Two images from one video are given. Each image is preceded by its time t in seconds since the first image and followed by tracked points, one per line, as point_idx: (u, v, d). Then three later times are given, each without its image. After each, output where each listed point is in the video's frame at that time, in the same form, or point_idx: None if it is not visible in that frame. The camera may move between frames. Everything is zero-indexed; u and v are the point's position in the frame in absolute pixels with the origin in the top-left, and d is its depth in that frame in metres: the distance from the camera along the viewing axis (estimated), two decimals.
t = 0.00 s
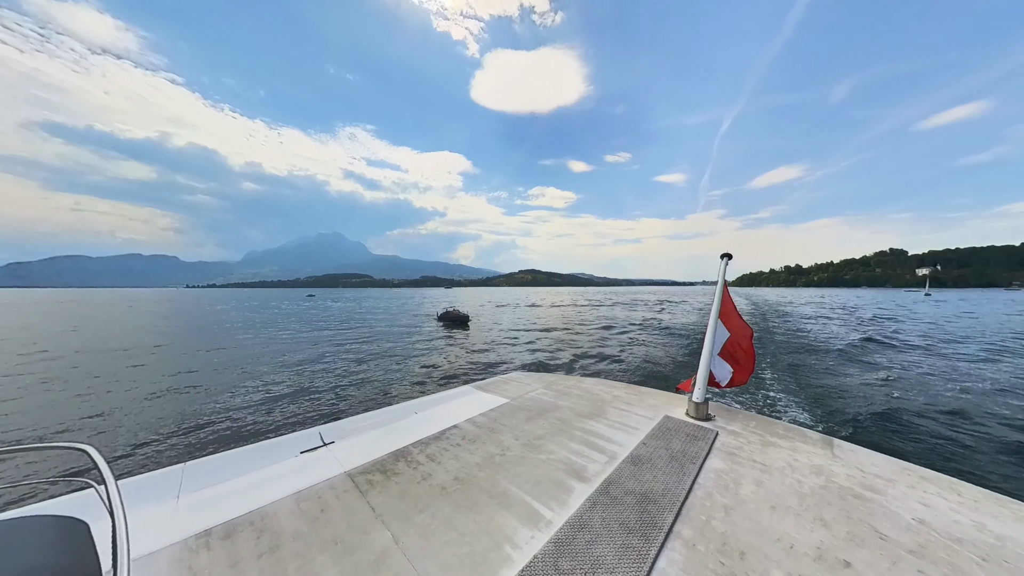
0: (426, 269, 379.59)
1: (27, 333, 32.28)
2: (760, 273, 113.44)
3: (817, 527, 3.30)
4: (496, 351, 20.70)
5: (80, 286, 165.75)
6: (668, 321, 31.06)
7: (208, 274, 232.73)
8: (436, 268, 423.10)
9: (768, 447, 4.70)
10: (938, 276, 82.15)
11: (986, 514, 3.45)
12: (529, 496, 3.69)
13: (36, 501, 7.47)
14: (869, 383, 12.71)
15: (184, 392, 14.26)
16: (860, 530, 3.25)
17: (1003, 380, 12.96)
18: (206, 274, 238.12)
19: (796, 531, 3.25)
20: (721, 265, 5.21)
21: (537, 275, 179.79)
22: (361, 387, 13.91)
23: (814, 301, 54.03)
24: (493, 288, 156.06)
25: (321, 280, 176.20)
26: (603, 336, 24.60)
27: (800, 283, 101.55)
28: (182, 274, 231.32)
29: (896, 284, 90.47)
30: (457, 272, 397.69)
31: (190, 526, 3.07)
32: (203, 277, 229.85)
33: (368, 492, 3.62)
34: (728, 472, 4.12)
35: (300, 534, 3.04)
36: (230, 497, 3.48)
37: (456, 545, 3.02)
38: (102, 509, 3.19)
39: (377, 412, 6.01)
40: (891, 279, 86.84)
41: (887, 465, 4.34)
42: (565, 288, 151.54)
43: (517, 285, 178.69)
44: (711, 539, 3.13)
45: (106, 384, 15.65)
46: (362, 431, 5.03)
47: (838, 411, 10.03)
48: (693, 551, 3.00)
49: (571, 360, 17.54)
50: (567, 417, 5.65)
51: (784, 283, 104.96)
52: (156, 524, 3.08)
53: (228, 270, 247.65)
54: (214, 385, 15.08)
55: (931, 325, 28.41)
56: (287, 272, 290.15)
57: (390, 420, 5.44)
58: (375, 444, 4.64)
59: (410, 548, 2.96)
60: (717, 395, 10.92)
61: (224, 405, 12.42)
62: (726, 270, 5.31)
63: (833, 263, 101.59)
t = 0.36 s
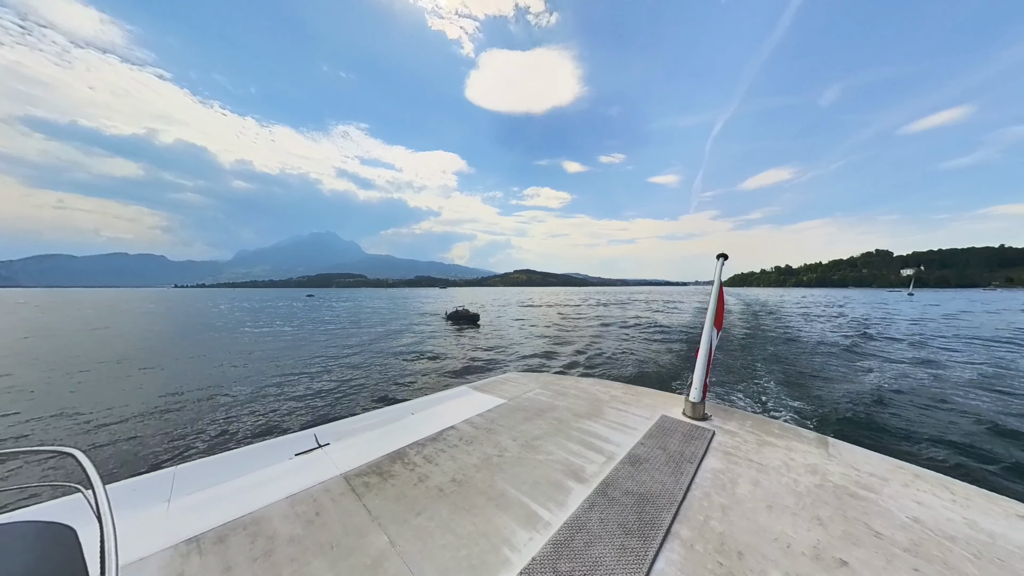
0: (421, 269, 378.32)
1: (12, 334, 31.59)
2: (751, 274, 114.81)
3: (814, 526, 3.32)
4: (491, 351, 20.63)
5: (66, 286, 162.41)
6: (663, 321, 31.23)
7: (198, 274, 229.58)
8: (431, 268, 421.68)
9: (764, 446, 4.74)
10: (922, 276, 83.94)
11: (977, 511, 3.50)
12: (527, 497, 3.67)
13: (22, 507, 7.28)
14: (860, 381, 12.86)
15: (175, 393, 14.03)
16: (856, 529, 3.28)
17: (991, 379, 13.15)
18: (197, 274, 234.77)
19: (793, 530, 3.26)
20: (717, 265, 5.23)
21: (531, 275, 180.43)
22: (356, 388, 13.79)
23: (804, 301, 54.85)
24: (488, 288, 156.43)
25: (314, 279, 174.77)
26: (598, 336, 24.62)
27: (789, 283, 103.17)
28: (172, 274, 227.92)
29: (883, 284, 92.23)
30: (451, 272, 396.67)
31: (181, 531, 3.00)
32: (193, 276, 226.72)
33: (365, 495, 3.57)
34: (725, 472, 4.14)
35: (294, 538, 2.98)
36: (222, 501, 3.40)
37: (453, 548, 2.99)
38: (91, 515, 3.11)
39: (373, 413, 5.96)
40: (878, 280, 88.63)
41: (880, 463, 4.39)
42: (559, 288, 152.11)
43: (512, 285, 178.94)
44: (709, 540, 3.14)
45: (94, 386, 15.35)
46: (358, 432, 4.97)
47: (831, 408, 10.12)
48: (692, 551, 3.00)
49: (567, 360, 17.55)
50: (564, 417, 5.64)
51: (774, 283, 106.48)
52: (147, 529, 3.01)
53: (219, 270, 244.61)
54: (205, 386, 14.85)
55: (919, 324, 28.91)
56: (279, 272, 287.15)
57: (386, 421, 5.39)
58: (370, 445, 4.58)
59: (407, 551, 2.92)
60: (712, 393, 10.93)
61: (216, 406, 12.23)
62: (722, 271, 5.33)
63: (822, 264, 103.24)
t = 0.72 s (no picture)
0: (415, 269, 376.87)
1: None
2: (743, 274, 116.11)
3: (806, 522, 3.39)
4: (487, 351, 20.63)
5: (51, 285, 159.15)
6: (657, 321, 31.45)
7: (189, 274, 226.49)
8: (425, 268, 420.17)
9: (758, 444, 4.81)
10: (907, 277, 85.76)
11: (964, 507, 3.59)
12: (525, 496, 3.70)
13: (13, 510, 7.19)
14: (851, 378, 13.02)
15: (167, 394, 13.86)
16: (846, 524, 3.35)
17: (982, 374, 13.32)
18: (187, 273, 231.45)
19: (786, 526, 3.33)
20: (711, 266, 5.30)
21: (526, 275, 180.75)
22: (353, 388, 13.72)
23: (795, 300, 55.57)
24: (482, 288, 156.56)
25: (307, 279, 173.14)
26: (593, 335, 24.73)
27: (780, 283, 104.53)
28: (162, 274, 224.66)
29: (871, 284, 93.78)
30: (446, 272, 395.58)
31: (177, 534, 2.97)
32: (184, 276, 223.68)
33: (363, 495, 3.57)
34: (720, 470, 4.20)
35: (293, 539, 2.98)
36: (219, 503, 3.38)
37: (452, 547, 3.00)
38: (87, 518, 3.08)
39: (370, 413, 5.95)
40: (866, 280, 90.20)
41: (871, 460, 4.48)
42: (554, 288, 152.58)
43: (507, 285, 179.14)
44: (704, 536, 3.19)
45: (85, 387, 15.12)
46: (355, 433, 4.96)
47: (823, 405, 10.24)
48: (687, 548, 3.05)
49: (563, 360, 17.62)
50: (561, 416, 5.68)
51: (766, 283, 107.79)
52: (145, 531, 2.99)
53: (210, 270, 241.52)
54: (199, 387, 14.70)
55: (907, 322, 29.38)
56: (272, 271, 284.31)
57: (384, 422, 5.38)
58: (368, 446, 4.58)
59: (406, 551, 2.93)
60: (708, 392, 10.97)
61: (210, 407, 12.12)
62: (717, 271, 5.40)
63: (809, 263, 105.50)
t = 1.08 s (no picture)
0: (409, 269, 375.40)
1: None
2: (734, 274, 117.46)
3: (797, 518, 3.45)
4: (482, 351, 20.61)
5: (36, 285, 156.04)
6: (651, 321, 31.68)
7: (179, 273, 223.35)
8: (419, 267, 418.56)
9: (750, 442, 4.88)
10: (893, 277, 87.50)
11: (950, 501, 3.68)
12: (520, 495, 3.71)
13: None
14: (843, 380, 13.17)
15: (159, 395, 13.67)
16: (836, 520, 3.42)
17: (972, 378, 13.49)
18: (177, 273, 228.15)
19: (777, 522, 3.38)
20: (705, 267, 5.37)
21: (520, 275, 180.89)
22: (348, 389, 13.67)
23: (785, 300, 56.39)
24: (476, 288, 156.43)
25: (300, 279, 171.53)
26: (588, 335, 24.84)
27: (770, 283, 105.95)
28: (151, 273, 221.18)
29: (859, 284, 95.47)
30: (441, 272, 394.52)
31: (170, 536, 2.94)
32: (173, 276, 220.52)
33: (358, 496, 3.55)
34: (713, 467, 4.26)
35: (287, 540, 2.96)
36: (212, 505, 3.35)
37: (447, 546, 3.01)
38: (76, 522, 3.03)
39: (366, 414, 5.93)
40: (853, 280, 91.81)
41: (860, 457, 4.57)
42: (548, 287, 153.05)
43: (501, 285, 179.21)
44: (697, 533, 3.23)
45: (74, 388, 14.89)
46: (351, 434, 4.93)
47: (816, 408, 10.34)
48: (680, 544, 3.09)
49: (558, 360, 17.68)
50: (557, 416, 5.71)
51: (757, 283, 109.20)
52: (136, 533, 2.96)
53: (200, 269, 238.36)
54: (191, 388, 14.53)
55: (897, 323, 29.83)
56: (264, 271, 281.38)
57: (379, 422, 5.36)
58: (364, 446, 4.57)
59: (401, 550, 2.93)
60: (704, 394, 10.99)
61: (203, 408, 11.99)
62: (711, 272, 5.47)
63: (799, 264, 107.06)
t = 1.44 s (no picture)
0: (403, 269, 373.72)
1: None
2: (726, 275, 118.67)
3: (790, 515, 3.48)
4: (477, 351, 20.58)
5: (20, 285, 152.95)
6: (646, 321, 31.85)
7: (168, 273, 219.97)
8: (414, 267, 416.87)
9: (745, 441, 4.93)
10: (879, 278, 89.15)
11: (938, 497, 3.75)
12: (516, 495, 3.71)
13: None
14: (835, 378, 13.28)
15: (149, 397, 13.46)
16: (828, 516, 3.46)
17: (961, 375, 13.72)
18: (167, 272, 224.87)
19: (771, 519, 3.41)
20: (700, 267, 5.42)
21: (515, 275, 181.21)
22: (342, 390, 13.55)
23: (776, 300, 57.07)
24: (471, 287, 156.39)
25: (293, 279, 170.08)
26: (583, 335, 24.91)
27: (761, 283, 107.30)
28: (139, 273, 217.55)
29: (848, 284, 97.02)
30: (435, 272, 393.33)
31: (161, 540, 2.90)
32: (163, 276, 217.18)
33: (353, 498, 3.52)
34: (708, 466, 4.29)
35: (280, 543, 2.92)
36: (203, 509, 3.29)
37: (443, 547, 2.99)
38: (64, 526, 2.97)
39: (361, 415, 5.88)
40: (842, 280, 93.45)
41: (852, 454, 4.63)
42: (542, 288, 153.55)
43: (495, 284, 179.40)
44: (692, 531, 3.25)
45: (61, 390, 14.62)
46: (346, 436, 4.89)
47: (810, 406, 10.39)
48: (676, 543, 3.10)
49: (553, 360, 17.70)
50: (553, 416, 5.71)
51: (748, 283, 110.44)
52: (127, 537, 2.90)
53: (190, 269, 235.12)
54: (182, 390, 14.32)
55: (887, 322, 30.30)
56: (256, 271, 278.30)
57: (374, 424, 5.32)
58: (359, 448, 4.53)
59: (397, 552, 2.91)
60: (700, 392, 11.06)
61: (194, 410, 11.82)
62: (706, 272, 5.51)
63: (789, 265, 108.48)
